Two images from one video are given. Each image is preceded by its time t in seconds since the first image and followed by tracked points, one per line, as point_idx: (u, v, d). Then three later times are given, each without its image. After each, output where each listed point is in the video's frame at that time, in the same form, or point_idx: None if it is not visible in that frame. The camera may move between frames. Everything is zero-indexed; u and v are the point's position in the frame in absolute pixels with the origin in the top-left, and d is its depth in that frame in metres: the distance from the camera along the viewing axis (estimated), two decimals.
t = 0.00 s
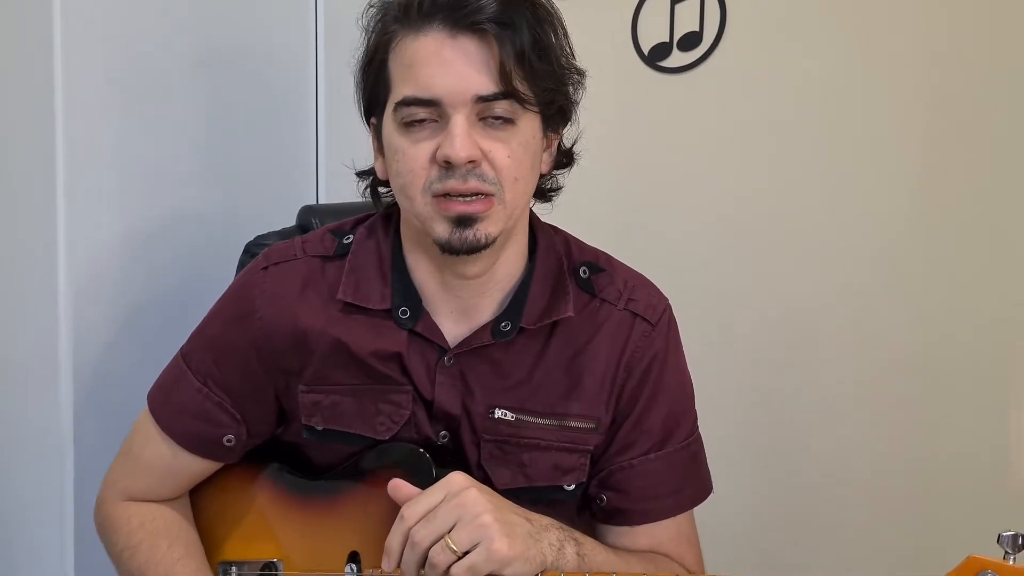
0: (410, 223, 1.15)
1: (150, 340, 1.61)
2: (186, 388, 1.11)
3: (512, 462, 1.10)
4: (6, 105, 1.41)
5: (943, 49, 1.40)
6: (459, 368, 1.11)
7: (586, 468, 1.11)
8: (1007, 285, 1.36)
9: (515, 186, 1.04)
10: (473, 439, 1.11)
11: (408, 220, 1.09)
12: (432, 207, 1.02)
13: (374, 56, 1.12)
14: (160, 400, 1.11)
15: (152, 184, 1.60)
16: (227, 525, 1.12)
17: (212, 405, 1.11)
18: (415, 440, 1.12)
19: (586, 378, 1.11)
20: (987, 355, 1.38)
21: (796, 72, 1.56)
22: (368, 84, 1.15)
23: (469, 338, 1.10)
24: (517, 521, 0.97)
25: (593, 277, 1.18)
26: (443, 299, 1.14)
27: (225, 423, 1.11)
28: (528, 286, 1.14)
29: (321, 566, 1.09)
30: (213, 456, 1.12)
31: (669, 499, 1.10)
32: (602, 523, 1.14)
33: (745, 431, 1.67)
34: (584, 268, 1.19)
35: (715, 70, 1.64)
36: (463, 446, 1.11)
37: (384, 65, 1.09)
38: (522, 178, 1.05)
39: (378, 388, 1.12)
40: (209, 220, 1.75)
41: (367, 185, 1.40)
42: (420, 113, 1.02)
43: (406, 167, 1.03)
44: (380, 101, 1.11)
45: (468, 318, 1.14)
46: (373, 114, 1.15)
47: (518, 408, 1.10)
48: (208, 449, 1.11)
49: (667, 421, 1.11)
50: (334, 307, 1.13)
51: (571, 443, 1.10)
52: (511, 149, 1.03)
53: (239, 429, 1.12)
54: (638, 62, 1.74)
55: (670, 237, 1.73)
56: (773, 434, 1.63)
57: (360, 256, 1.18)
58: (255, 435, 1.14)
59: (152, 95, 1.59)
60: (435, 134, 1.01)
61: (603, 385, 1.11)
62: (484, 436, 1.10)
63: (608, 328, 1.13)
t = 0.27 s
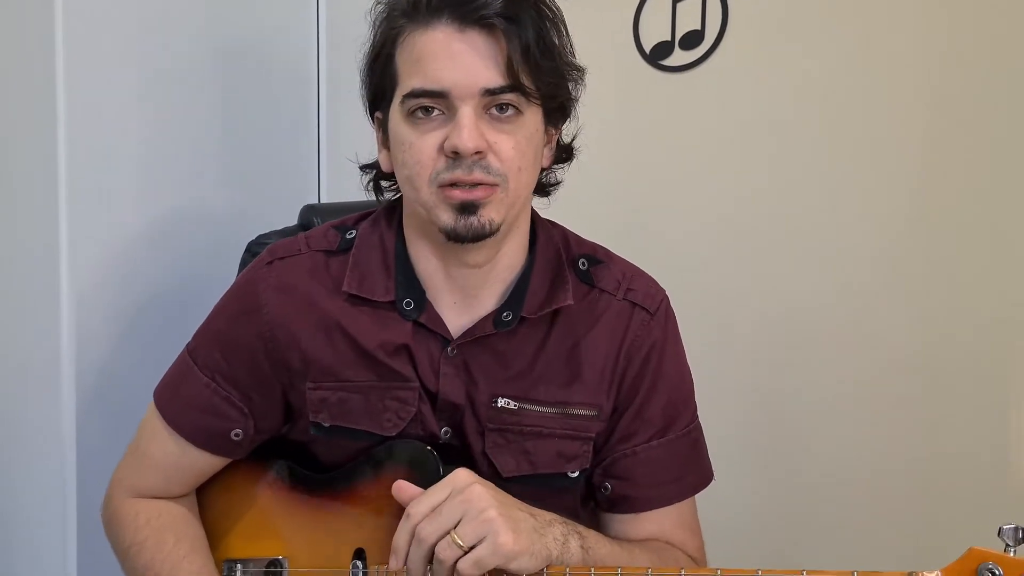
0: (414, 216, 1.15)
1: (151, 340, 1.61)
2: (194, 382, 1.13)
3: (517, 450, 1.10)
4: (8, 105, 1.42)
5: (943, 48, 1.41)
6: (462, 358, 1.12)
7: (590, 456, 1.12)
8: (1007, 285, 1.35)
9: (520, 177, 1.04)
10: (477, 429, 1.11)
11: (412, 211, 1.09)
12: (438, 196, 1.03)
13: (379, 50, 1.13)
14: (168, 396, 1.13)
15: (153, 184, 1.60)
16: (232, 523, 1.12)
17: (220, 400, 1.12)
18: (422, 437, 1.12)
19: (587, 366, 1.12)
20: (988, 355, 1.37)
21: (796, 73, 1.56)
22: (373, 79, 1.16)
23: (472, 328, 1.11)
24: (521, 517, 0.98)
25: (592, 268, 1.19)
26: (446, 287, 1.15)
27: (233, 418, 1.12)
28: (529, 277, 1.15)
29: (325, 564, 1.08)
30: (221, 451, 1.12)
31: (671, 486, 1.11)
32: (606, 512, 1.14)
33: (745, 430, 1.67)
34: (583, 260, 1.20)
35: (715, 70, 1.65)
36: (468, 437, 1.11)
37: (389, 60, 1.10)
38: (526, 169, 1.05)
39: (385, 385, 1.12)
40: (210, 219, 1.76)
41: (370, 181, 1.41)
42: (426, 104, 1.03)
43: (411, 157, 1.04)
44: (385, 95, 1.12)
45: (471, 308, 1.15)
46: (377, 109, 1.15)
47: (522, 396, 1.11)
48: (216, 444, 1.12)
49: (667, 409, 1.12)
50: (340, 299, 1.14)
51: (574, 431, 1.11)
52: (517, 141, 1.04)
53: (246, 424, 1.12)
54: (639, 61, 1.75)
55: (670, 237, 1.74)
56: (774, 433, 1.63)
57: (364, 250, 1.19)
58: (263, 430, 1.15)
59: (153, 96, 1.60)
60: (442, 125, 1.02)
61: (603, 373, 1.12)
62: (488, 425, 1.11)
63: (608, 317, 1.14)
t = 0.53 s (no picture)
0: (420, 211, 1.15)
1: (152, 340, 1.61)
2: (193, 380, 1.14)
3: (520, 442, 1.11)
4: (9, 104, 1.42)
5: (942, 48, 1.41)
6: (465, 354, 1.12)
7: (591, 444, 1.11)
8: (1007, 285, 1.36)
9: (542, 190, 1.06)
10: (481, 423, 1.12)
11: (430, 213, 1.10)
12: (465, 207, 1.04)
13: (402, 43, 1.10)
14: (169, 393, 1.14)
15: (154, 184, 1.61)
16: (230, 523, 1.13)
17: (218, 398, 1.13)
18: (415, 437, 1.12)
19: (587, 361, 1.13)
20: (989, 354, 1.37)
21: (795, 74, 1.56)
22: (389, 71, 1.14)
23: (475, 324, 1.12)
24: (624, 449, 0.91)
25: (589, 264, 1.19)
26: (449, 283, 1.15)
27: (231, 416, 1.12)
28: (529, 272, 1.15)
29: (320, 561, 1.08)
30: (218, 448, 1.13)
31: (670, 473, 1.09)
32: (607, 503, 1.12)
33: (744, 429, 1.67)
34: (580, 255, 1.20)
35: (715, 69, 1.66)
36: (471, 432, 1.12)
37: (413, 59, 1.07)
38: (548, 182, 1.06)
39: (380, 385, 1.13)
40: (210, 219, 1.76)
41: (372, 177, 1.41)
42: (458, 115, 1.01)
43: (438, 166, 1.03)
44: (404, 90, 1.10)
45: (471, 304, 1.15)
46: (391, 102, 1.13)
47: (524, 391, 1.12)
48: (212, 442, 1.13)
49: (665, 400, 1.12)
50: (343, 296, 1.15)
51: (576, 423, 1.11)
52: (543, 156, 1.04)
53: (242, 422, 1.13)
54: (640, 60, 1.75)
55: (671, 237, 1.74)
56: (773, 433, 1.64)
57: (365, 249, 1.19)
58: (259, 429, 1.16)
59: (154, 97, 1.60)
60: (474, 139, 1.01)
61: (604, 367, 1.13)
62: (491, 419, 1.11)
63: (607, 311, 1.15)
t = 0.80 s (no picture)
0: (428, 209, 1.15)
1: (152, 340, 1.61)
2: (191, 367, 1.16)
3: (520, 444, 1.11)
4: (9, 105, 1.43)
5: (942, 49, 1.41)
6: (466, 354, 1.12)
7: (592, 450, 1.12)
8: (1007, 285, 1.36)
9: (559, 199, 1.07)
10: (481, 424, 1.12)
11: (444, 214, 1.10)
12: (487, 213, 1.04)
13: (429, 41, 1.09)
14: (172, 377, 1.17)
15: (154, 184, 1.61)
16: (230, 522, 1.14)
17: (213, 386, 1.15)
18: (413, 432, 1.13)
19: (590, 363, 1.13)
20: (989, 354, 1.38)
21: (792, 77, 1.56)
22: (411, 67, 1.12)
23: (477, 325, 1.12)
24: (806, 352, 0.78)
25: (592, 268, 1.19)
26: (453, 284, 1.15)
27: (220, 404, 1.15)
28: (531, 275, 1.15)
29: (319, 560, 1.09)
30: (208, 434, 1.17)
31: (666, 481, 1.12)
32: (601, 505, 1.15)
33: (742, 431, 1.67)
34: (583, 259, 1.20)
35: (715, 69, 1.66)
36: (471, 433, 1.12)
37: (438, 59, 1.07)
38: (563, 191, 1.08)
39: (379, 378, 1.13)
40: (211, 219, 1.76)
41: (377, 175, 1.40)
42: (490, 121, 1.01)
43: (464, 170, 1.03)
44: (426, 89, 1.09)
45: (472, 306, 1.14)
46: (405, 98, 1.13)
47: (525, 392, 1.12)
48: (203, 428, 1.16)
49: (666, 408, 1.13)
50: (346, 295, 1.15)
51: (577, 426, 1.11)
52: (562, 166, 1.05)
53: (231, 412, 1.16)
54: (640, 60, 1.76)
55: (672, 238, 1.74)
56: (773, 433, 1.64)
57: (367, 246, 1.19)
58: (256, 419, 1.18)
59: (154, 96, 1.60)
60: (502, 145, 1.01)
61: (606, 370, 1.13)
62: (491, 419, 1.11)
63: (609, 316, 1.15)
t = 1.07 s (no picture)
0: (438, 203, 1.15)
1: (153, 339, 1.61)
2: (199, 362, 1.17)
3: (522, 443, 1.11)
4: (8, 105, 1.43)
5: (942, 48, 1.41)
6: (469, 352, 1.12)
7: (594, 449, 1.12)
8: (1008, 285, 1.36)
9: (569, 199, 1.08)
10: (484, 421, 1.12)
11: (454, 210, 1.09)
12: (499, 211, 1.04)
13: (445, 36, 1.09)
14: (180, 372, 1.17)
15: (154, 184, 1.60)
16: (232, 517, 1.14)
17: (220, 381, 1.16)
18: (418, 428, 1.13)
19: (593, 361, 1.13)
20: (990, 353, 1.38)
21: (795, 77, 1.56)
22: (425, 60, 1.12)
23: (480, 323, 1.12)
24: None
25: (595, 267, 1.19)
26: (457, 281, 1.15)
27: (228, 399, 1.15)
28: (535, 275, 1.15)
29: (322, 557, 1.09)
30: (215, 428, 1.17)
31: (668, 481, 1.12)
32: (603, 505, 1.15)
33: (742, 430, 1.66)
34: (587, 259, 1.20)
35: (716, 66, 1.64)
36: (473, 430, 1.12)
37: (455, 55, 1.07)
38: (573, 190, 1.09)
39: (383, 374, 1.14)
40: (211, 218, 1.76)
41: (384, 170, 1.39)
42: (507, 119, 1.01)
43: (478, 166, 1.03)
44: (440, 84, 1.09)
45: (475, 304, 1.15)
46: (418, 92, 1.13)
47: (527, 390, 1.12)
48: (210, 423, 1.16)
49: (668, 407, 1.13)
50: (350, 289, 1.15)
51: (579, 424, 1.11)
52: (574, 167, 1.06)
53: (237, 406, 1.16)
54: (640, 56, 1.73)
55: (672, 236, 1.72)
56: (773, 433, 1.63)
57: (372, 241, 1.19)
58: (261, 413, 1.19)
59: (154, 95, 1.60)
60: (518, 143, 1.02)
61: (609, 369, 1.13)
62: (494, 417, 1.11)
63: (612, 315, 1.15)
